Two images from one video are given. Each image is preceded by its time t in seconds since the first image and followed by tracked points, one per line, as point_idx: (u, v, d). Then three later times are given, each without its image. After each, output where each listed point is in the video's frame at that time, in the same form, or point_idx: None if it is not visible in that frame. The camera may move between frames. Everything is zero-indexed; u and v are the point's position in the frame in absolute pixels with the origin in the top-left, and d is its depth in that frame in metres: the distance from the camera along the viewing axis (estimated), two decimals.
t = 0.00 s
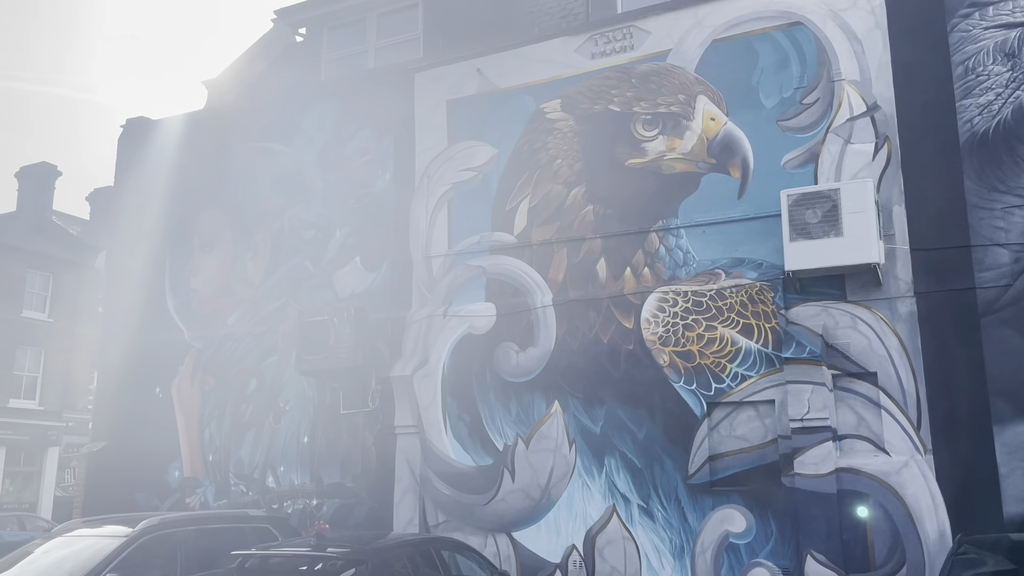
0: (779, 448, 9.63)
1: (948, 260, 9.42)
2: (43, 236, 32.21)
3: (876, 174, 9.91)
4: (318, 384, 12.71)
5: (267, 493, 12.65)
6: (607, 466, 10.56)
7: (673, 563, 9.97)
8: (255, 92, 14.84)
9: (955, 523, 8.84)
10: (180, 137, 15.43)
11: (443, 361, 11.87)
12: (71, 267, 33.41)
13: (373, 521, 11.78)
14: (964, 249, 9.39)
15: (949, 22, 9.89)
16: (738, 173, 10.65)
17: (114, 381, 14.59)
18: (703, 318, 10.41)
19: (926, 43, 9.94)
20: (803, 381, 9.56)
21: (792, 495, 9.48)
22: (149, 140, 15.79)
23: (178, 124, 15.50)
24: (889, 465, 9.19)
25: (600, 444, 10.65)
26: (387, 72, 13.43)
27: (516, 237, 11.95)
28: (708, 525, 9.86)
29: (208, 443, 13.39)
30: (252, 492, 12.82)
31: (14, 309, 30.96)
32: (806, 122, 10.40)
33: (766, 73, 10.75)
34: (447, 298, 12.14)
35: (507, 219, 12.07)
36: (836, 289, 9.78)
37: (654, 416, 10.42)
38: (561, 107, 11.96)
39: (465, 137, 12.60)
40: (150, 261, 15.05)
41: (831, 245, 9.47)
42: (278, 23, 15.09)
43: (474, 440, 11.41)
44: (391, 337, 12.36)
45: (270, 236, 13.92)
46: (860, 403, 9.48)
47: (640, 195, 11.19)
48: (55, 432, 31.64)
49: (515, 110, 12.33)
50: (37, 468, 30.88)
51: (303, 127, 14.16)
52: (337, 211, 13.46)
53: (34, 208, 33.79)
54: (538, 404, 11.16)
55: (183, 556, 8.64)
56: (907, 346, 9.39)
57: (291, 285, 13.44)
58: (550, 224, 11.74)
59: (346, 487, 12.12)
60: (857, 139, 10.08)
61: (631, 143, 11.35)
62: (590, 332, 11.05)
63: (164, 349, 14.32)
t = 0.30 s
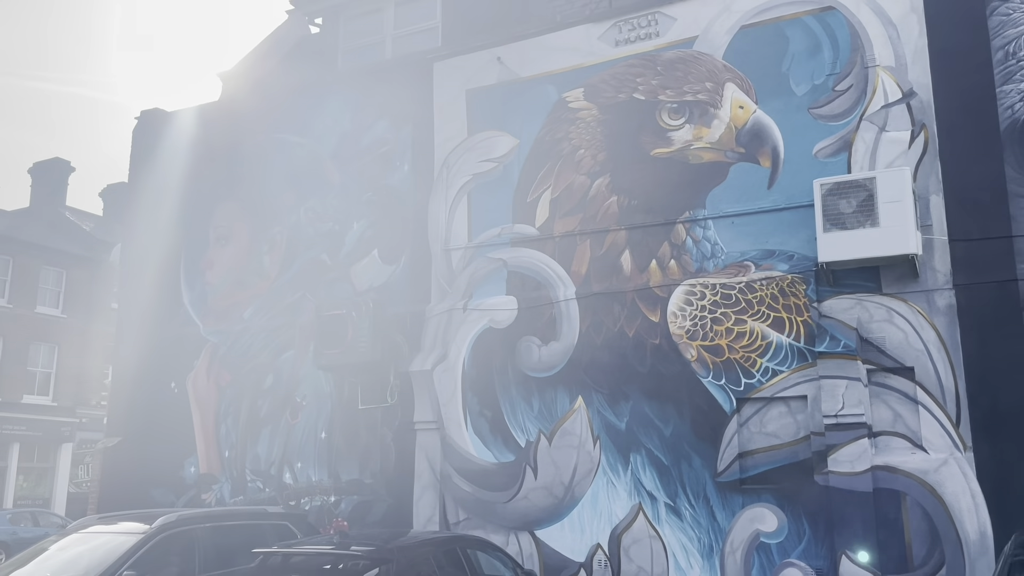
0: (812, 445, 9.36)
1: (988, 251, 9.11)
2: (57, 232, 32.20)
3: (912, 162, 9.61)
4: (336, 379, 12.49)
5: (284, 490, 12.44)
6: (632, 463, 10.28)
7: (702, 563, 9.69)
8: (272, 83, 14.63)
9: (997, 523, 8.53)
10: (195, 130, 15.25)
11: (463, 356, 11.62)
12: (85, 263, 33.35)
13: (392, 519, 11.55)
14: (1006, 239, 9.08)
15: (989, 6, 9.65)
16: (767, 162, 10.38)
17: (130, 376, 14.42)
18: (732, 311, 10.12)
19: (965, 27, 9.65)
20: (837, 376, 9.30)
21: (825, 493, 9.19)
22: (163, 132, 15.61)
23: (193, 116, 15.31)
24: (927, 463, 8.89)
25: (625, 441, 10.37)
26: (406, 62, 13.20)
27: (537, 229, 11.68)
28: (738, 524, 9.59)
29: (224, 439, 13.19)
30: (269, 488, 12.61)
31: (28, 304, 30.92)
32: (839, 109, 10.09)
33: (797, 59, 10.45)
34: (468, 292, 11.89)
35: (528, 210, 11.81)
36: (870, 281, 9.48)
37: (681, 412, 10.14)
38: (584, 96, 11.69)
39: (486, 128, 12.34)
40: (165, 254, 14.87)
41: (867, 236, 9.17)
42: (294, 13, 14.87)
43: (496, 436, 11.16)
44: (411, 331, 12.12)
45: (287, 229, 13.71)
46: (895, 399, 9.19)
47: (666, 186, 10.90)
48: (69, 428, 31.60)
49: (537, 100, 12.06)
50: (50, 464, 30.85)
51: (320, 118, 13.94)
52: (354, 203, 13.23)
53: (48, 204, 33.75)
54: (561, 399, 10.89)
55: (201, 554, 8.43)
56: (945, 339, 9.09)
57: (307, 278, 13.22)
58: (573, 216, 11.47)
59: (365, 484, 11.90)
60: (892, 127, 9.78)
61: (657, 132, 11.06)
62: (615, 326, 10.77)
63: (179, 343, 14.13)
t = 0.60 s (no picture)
0: (849, 442, 9.03)
1: None
2: (72, 229, 32.18)
3: (954, 148, 9.27)
4: (355, 374, 12.23)
5: (303, 487, 12.20)
6: (661, 460, 9.97)
7: (735, 564, 9.37)
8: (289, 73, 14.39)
9: None
10: (211, 122, 15.03)
11: (486, 350, 11.33)
12: (100, 260, 33.23)
13: (413, 517, 11.28)
14: None
15: None
16: (801, 150, 10.04)
17: (146, 372, 14.22)
18: (765, 304, 9.80)
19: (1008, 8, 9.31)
20: (876, 370, 8.97)
21: (864, 491, 8.87)
22: (179, 125, 15.40)
23: (211, 108, 15.11)
24: (972, 460, 8.53)
25: (654, 437, 10.05)
26: (426, 51, 12.93)
27: (561, 220, 11.37)
28: (773, 524, 9.26)
29: (241, 435, 12.96)
30: (287, 485, 12.36)
31: (43, 302, 30.86)
32: (876, 94, 9.76)
33: (832, 43, 10.11)
34: (490, 285, 11.60)
35: (552, 201, 11.50)
36: (911, 272, 9.12)
37: (712, 408, 9.81)
38: (609, 84, 11.37)
39: (507, 117, 12.04)
40: (181, 248, 14.65)
41: (908, 225, 8.82)
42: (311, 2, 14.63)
43: (520, 432, 10.87)
44: (432, 325, 11.85)
45: (305, 221, 13.45)
46: (937, 394, 8.87)
47: (695, 175, 10.57)
48: (84, 425, 31.55)
49: (560, 87, 11.75)
50: (65, 462, 30.79)
51: (338, 109, 13.69)
52: (373, 195, 12.97)
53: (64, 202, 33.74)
54: (587, 395, 10.58)
55: (220, 553, 8.18)
56: (990, 331, 8.72)
57: (325, 272, 12.96)
58: (598, 206, 11.15)
59: (385, 481, 11.64)
60: (933, 112, 9.45)
61: (686, 119, 10.74)
62: (643, 319, 10.45)
63: (196, 338, 13.91)
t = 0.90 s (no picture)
0: (893, 439, 8.71)
1: None
2: (89, 227, 32.16)
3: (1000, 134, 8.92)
4: (378, 369, 11.99)
5: (325, 485, 11.97)
6: (695, 458, 9.66)
7: (773, 565, 9.07)
8: (308, 65, 14.15)
9: None
10: (230, 116, 14.83)
11: (511, 345, 11.05)
12: (116, 258, 33.17)
13: (438, 515, 11.03)
14: None
15: None
16: (839, 137, 9.71)
17: (165, 368, 14.04)
18: (803, 296, 9.48)
19: None
20: (922, 364, 8.61)
21: (909, 490, 8.55)
22: (198, 119, 15.21)
23: (229, 102, 14.90)
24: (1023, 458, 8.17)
25: (687, 434, 9.75)
26: (448, 40, 12.66)
27: (588, 212, 11.08)
28: (813, 524, 8.95)
29: (262, 432, 12.74)
30: (309, 483, 12.14)
31: (60, 300, 30.83)
32: (918, 79, 9.44)
33: (872, 27, 9.80)
34: (515, 278, 11.32)
35: (579, 192, 11.21)
36: (956, 262, 8.78)
37: (748, 404, 9.49)
38: (637, 71, 11.07)
39: (533, 106, 11.76)
40: (200, 243, 14.46)
41: (954, 214, 8.48)
42: None
43: (547, 429, 10.59)
44: (456, 320, 11.58)
45: (326, 214, 13.22)
46: (984, 389, 8.51)
47: (728, 164, 10.25)
48: (102, 423, 31.53)
49: (587, 76, 11.45)
50: (83, 459, 30.78)
51: (358, 100, 13.44)
52: (395, 188, 12.72)
53: (81, 200, 33.74)
54: (616, 390, 10.28)
55: (243, 552, 7.94)
56: None
57: (347, 266, 12.72)
58: (627, 196, 10.84)
59: (409, 479, 11.39)
60: (978, 97, 9.11)
61: (718, 107, 10.43)
62: (674, 313, 10.14)
63: (215, 334, 13.71)
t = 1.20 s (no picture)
0: (942, 436, 8.37)
1: None
2: (105, 226, 32.08)
3: None
4: (403, 366, 11.71)
5: (349, 484, 11.70)
6: (733, 456, 9.34)
7: (817, 567, 8.74)
8: (329, 57, 13.91)
9: None
10: (249, 109, 14.60)
11: (540, 341, 10.76)
12: (132, 258, 33.05)
13: (466, 515, 10.75)
14: None
15: None
16: (882, 124, 9.38)
17: (186, 366, 13.81)
18: (846, 289, 9.15)
19: None
20: (973, 359, 8.26)
21: (960, 489, 8.21)
22: (217, 113, 14.99)
23: (248, 95, 14.67)
24: None
25: (724, 432, 9.43)
26: (473, 29, 12.39)
27: (619, 203, 10.77)
28: (858, 525, 8.62)
29: (284, 431, 12.50)
30: (332, 482, 11.88)
31: (76, 299, 30.76)
32: (965, 63, 9.11)
33: (915, 9, 9.46)
34: (544, 272, 11.02)
35: (609, 183, 10.90)
36: (1007, 253, 8.42)
37: (788, 400, 9.17)
38: (669, 58, 10.75)
39: (560, 96, 11.46)
40: (219, 239, 14.23)
41: (1009, 200, 8.09)
42: None
43: (578, 427, 10.28)
44: (483, 315, 11.30)
45: (348, 209, 12.96)
46: None
47: (765, 152, 9.93)
48: (118, 423, 31.43)
49: (617, 64, 11.14)
50: (100, 459, 30.67)
51: (381, 92, 13.18)
52: (419, 180, 12.44)
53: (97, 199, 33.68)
54: (650, 387, 9.97)
55: (271, 554, 7.67)
56: None
57: (370, 261, 12.46)
58: (659, 187, 10.52)
59: (435, 478, 11.11)
60: None
61: (754, 94, 10.11)
62: (710, 307, 9.81)
63: (236, 331, 13.48)
